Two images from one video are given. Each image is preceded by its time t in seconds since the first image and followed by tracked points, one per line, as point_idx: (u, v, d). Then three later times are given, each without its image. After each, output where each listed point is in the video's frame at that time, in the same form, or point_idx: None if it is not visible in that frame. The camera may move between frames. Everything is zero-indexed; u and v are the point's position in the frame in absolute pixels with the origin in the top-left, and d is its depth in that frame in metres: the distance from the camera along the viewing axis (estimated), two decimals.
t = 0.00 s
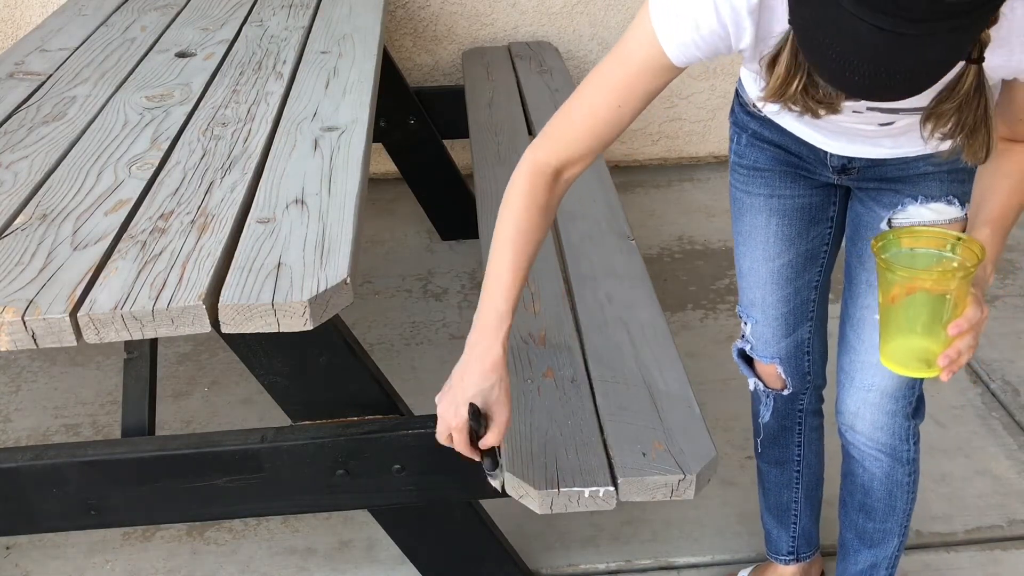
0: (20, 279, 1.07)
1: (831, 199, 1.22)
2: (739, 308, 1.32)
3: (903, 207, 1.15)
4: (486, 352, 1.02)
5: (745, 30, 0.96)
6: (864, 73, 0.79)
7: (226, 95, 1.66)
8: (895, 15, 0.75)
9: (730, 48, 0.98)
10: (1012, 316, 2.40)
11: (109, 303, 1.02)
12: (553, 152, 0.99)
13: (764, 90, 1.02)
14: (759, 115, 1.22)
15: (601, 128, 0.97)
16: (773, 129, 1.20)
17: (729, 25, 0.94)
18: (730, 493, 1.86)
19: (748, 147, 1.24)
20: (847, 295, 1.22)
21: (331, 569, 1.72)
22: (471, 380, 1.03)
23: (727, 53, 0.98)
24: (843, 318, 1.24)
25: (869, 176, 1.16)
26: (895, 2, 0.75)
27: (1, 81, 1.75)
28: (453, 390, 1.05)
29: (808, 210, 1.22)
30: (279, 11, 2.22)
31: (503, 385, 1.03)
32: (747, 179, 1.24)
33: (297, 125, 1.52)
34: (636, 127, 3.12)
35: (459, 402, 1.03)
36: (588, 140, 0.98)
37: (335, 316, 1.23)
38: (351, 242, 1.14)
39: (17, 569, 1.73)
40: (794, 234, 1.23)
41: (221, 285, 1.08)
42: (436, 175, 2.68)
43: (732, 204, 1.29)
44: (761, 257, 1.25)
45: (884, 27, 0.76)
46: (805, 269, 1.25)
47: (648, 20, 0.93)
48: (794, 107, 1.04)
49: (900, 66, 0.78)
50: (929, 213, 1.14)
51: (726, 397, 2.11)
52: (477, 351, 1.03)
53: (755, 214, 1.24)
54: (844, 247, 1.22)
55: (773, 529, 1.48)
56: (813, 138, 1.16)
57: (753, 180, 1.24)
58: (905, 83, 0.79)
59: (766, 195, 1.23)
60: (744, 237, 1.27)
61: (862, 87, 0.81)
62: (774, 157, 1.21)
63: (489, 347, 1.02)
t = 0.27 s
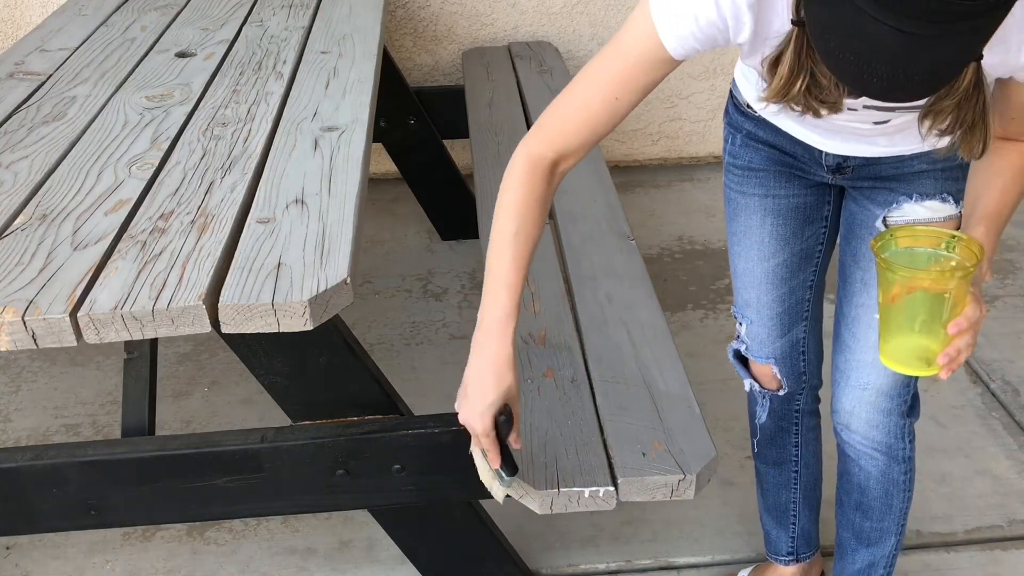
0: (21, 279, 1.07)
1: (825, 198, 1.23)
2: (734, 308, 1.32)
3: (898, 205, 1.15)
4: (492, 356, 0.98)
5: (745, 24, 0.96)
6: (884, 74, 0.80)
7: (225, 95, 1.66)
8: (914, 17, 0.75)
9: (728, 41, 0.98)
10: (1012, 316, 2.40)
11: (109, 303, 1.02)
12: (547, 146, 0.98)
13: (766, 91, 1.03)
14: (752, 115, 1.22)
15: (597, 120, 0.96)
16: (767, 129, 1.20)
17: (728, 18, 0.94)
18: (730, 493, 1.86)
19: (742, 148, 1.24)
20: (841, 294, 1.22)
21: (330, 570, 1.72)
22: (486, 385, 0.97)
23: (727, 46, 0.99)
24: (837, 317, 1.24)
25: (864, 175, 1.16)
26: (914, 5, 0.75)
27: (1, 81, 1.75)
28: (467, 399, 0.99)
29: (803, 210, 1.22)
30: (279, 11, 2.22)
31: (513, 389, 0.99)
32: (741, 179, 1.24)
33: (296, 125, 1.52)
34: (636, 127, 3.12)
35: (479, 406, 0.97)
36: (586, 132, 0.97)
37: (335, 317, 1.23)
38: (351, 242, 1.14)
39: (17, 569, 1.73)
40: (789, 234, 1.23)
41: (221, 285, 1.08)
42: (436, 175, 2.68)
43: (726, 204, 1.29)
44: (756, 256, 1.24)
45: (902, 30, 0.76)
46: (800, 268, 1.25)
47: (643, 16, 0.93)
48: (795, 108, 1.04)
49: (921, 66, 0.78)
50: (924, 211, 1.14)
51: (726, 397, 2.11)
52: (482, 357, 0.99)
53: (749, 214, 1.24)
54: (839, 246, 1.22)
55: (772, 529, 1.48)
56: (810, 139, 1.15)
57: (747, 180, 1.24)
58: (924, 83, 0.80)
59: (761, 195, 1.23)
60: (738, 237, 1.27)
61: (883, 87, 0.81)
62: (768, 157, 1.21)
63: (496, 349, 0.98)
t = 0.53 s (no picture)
0: (21, 279, 1.07)
1: (821, 197, 1.23)
2: (732, 308, 1.32)
3: (894, 204, 1.15)
4: (550, 407, 0.92)
5: (756, 28, 0.95)
6: (902, 80, 0.77)
7: (225, 95, 1.66)
8: (933, 20, 0.74)
9: (740, 46, 0.97)
10: (1012, 317, 2.40)
11: (109, 303, 1.02)
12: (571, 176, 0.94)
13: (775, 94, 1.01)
14: (749, 116, 1.22)
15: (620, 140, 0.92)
16: (763, 129, 1.20)
17: (740, 23, 0.94)
18: (730, 493, 1.86)
19: (738, 148, 1.24)
20: (840, 293, 1.22)
21: (330, 569, 1.72)
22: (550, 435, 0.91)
23: (738, 50, 0.98)
24: (835, 315, 1.24)
25: (860, 174, 1.16)
26: (933, 9, 0.73)
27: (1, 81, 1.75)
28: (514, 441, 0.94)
29: (800, 209, 1.22)
30: (279, 11, 2.22)
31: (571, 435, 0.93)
32: (738, 180, 1.24)
33: (296, 125, 1.52)
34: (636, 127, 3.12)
35: (540, 456, 0.91)
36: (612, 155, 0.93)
37: (335, 317, 1.23)
38: (351, 242, 1.14)
39: (17, 569, 1.73)
40: (786, 233, 1.23)
41: (221, 285, 1.08)
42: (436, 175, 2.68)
43: (723, 205, 1.29)
44: (753, 256, 1.24)
45: (921, 34, 0.74)
46: (797, 268, 1.25)
47: (656, 29, 0.91)
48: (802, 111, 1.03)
49: (939, 71, 0.76)
50: (921, 209, 1.14)
51: (726, 397, 2.11)
52: (536, 408, 0.93)
53: (746, 214, 1.24)
54: (836, 245, 1.22)
55: (772, 529, 1.48)
56: (805, 139, 1.14)
57: (744, 180, 1.24)
58: (943, 88, 0.77)
59: (758, 195, 1.23)
60: (735, 238, 1.27)
61: (898, 94, 0.78)
62: (765, 157, 1.21)
63: (550, 398, 0.92)
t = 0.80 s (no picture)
0: (21, 279, 1.07)
1: (821, 197, 1.23)
2: (731, 308, 1.32)
3: (894, 203, 1.15)
4: (577, 420, 0.98)
5: (768, 31, 0.94)
6: (924, 85, 0.77)
7: (225, 95, 1.66)
8: (955, 28, 0.73)
9: (751, 50, 0.96)
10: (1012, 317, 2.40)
11: (109, 303, 1.02)
12: (583, 188, 0.94)
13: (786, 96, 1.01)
14: (748, 116, 1.21)
15: (628, 152, 0.91)
16: (762, 129, 1.20)
17: (751, 27, 0.92)
18: (730, 493, 1.86)
19: (737, 148, 1.24)
20: (839, 293, 1.22)
21: (330, 569, 1.73)
22: (580, 450, 0.98)
23: (749, 54, 0.97)
24: (835, 315, 1.24)
25: (860, 174, 1.16)
26: (955, 15, 0.73)
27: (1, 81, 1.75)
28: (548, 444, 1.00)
29: (799, 209, 1.22)
30: (279, 11, 2.22)
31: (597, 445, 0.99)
32: (737, 180, 1.24)
33: (296, 125, 1.52)
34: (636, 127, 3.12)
35: (570, 470, 0.98)
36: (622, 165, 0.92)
37: (335, 317, 1.22)
38: (351, 242, 1.14)
39: (17, 569, 1.73)
40: (785, 234, 1.23)
41: (221, 285, 1.08)
42: (436, 175, 2.68)
43: (722, 205, 1.29)
44: (753, 257, 1.24)
45: (942, 41, 0.74)
46: (796, 267, 1.25)
47: (664, 33, 0.90)
48: (813, 113, 1.02)
49: (964, 73, 0.76)
50: (921, 209, 1.14)
51: (726, 397, 2.11)
52: (564, 422, 0.98)
53: (746, 214, 1.24)
54: (836, 246, 1.22)
55: (772, 529, 1.48)
56: (804, 138, 1.14)
57: (743, 181, 1.23)
58: (965, 91, 0.78)
59: (757, 196, 1.22)
60: (734, 238, 1.27)
61: (919, 97, 0.79)
62: (764, 157, 1.21)
63: (576, 414, 0.98)
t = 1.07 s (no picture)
0: (20, 279, 1.07)
1: (822, 197, 1.22)
2: (732, 309, 1.32)
3: (898, 203, 1.15)
4: (584, 409, 0.94)
5: (774, 25, 0.94)
6: (938, 75, 0.77)
7: (225, 95, 1.66)
8: (970, 17, 0.74)
9: (755, 43, 0.97)
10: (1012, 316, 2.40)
11: (109, 303, 1.02)
12: (581, 175, 0.94)
13: (794, 90, 0.99)
14: (750, 116, 1.21)
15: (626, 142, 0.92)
16: (765, 129, 1.19)
17: (757, 19, 0.93)
18: (730, 493, 1.86)
19: (739, 149, 1.23)
20: (840, 294, 1.22)
21: (330, 569, 1.72)
22: (586, 439, 0.93)
23: (753, 47, 0.97)
24: (835, 316, 1.24)
25: (863, 174, 1.16)
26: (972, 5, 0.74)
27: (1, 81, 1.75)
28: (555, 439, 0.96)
29: (801, 209, 1.22)
30: (279, 11, 2.22)
31: (605, 435, 0.95)
32: (739, 181, 1.24)
33: (296, 125, 1.52)
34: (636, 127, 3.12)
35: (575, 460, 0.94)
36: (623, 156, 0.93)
37: (335, 316, 1.22)
38: (351, 242, 1.14)
39: (17, 569, 1.73)
40: (787, 234, 1.23)
41: (221, 285, 1.08)
42: (436, 175, 2.68)
43: (723, 206, 1.28)
44: (754, 257, 1.24)
45: (957, 30, 0.75)
46: (798, 268, 1.25)
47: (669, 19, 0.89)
48: (821, 107, 1.01)
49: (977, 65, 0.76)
50: (924, 208, 1.14)
51: (726, 397, 2.11)
52: (571, 411, 0.95)
53: (747, 215, 1.24)
54: (837, 246, 1.22)
55: (772, 529, 1.48)
56: (807, 138, 1.15)
57: (745, 181, 1.23)
58: (977, 83, 0.78)
59: (759, 196, 1.22)
60: (735, 238, 1.26)
61: (931, 91, 0.79)
62: (766, 158, 1.21)
63: (582, 401, 0.94)
